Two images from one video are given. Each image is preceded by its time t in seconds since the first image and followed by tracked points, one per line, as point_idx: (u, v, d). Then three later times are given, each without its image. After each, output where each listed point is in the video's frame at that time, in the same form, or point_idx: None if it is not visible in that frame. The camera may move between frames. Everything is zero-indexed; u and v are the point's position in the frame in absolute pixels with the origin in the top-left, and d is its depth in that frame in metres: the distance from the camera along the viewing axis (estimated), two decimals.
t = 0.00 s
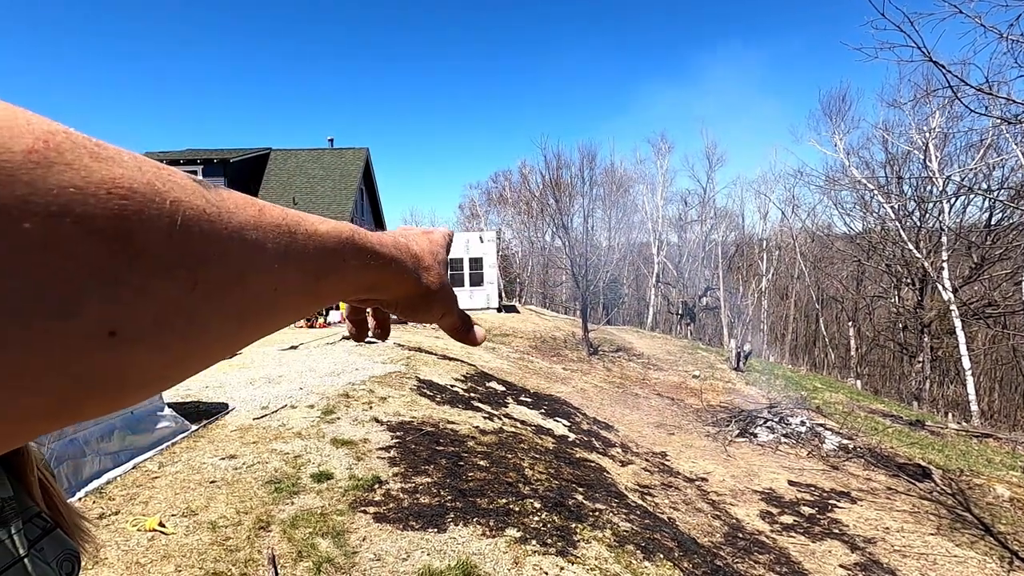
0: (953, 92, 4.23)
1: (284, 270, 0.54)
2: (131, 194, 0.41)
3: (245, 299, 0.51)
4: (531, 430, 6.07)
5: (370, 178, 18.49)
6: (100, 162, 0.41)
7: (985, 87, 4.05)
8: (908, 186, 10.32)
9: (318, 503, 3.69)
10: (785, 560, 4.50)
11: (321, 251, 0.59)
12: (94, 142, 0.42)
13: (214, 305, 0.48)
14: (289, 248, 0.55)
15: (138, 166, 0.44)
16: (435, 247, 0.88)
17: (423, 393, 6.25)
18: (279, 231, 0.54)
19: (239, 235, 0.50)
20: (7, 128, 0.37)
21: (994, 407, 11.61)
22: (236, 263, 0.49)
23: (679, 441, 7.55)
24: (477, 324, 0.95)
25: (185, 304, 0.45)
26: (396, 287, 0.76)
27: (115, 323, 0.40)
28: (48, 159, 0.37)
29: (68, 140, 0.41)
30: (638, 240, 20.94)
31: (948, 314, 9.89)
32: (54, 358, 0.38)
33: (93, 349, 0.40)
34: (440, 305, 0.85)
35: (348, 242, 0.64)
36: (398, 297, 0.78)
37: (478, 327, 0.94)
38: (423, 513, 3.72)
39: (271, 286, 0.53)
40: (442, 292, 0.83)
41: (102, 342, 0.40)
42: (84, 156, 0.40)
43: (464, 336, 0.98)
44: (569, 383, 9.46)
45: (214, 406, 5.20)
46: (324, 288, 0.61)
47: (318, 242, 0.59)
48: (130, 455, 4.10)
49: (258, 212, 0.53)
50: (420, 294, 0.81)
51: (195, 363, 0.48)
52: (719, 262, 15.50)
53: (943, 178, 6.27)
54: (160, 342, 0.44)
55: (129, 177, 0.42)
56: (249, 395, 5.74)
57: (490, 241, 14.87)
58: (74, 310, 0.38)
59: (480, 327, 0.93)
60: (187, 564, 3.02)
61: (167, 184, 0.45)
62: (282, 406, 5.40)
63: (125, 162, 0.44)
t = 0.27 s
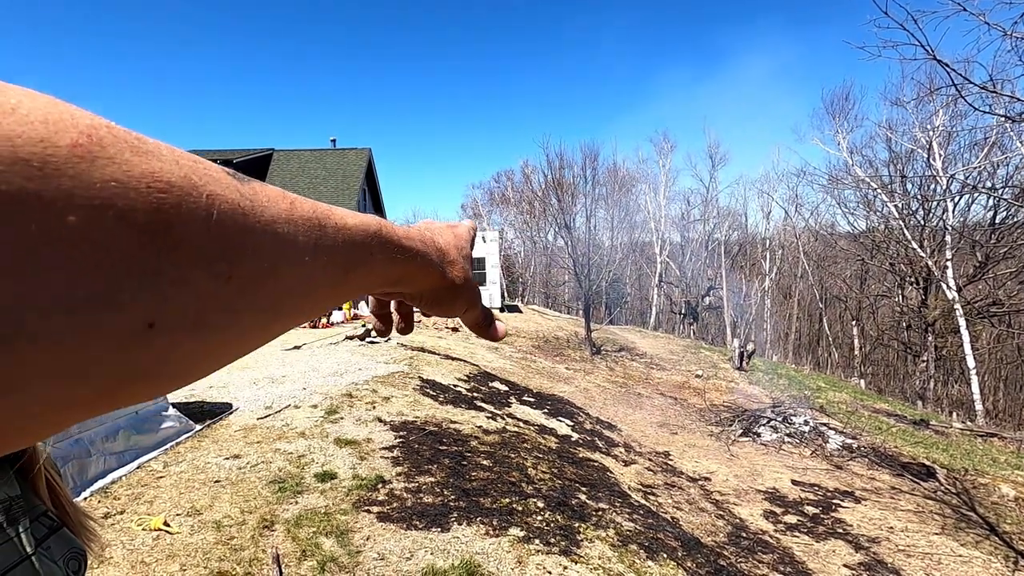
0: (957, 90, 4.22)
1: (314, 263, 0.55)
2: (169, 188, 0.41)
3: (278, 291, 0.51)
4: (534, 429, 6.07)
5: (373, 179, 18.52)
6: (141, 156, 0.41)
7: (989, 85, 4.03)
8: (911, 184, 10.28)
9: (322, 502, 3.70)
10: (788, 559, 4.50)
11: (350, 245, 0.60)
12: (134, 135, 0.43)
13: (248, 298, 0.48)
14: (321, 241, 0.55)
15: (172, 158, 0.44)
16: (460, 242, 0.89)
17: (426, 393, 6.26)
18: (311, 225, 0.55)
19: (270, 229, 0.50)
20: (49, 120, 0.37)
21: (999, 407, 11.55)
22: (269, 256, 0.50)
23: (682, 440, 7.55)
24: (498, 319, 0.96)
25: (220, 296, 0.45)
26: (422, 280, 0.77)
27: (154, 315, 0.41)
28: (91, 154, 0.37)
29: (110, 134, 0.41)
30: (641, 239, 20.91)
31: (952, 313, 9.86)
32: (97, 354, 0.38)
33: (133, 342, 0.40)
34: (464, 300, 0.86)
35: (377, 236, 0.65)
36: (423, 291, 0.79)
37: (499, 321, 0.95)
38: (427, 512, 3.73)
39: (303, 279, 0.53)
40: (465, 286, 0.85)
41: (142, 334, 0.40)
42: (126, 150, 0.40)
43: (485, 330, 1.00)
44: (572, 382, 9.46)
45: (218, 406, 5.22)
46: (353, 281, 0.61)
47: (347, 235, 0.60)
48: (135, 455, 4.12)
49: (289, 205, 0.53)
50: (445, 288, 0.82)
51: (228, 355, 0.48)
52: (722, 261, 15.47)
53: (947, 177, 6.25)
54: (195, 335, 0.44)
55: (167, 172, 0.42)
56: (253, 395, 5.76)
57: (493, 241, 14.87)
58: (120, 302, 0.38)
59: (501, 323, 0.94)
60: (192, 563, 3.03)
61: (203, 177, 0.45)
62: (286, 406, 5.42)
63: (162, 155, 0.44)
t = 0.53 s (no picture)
0: (960, 88, 4.20)
1: (339, 250, 0.54)
2: (192, 167, 0.41)
3: (305, 278, 0.50)
4: (537, 429, 6.07)
5: (375, 179, 18.54)
6: (164, 135, 0.42)
7: (992, 83, 4.02)
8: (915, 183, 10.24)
9: (325, 502, 3.71)
10: (792, 559, 4.49)
11: (372, 233, 0.59)
12: (156, 114, 0.43)
13: (273, 282, 0.47)
14: (343, 228, 0.55)
15: (197, 142, 0.45)
16: (481, 237, 0.89)
17: (429, 393, 6.27)
18: (331, 210, 0.54)
19: (293, 214, 0.49)
20: (73, 98, 0.37)
21: (1004, 406, 11.50)
22: (293, 241, 0.49)
23: (685, 440, 7.54)
24: (518, 317, 0.96)
25: (244, 281, 0.45)
26: (442, 273, 0.76)
27: (181, 296, 0.40)
28: (114, 130, 0.38)
29: (132, 112, 0.41)
30: (643, 239, 20.89)
31: (956, 312, 9.82)
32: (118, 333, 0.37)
33: (159, 327, 0.39)
34: (486, 294, 0.85)
35: (398, 226, 0.64)
36: (444, 284, 0.79)
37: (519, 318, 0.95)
38: (429, 512, 3.73)
39: (328, 266, 0.53)
40: (487, 280, 0.84)
41: (165, 317, 0.39)
42: (149, 128, 0.40)
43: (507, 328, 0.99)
44: (574, 382, 9.46)
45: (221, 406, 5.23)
46: (377, 271, 0.61)
47: (369, 224, 0.59)
48: (139, 455, 4.13)
49: (310, 193, 0.53)
50: (466, 282, 0.81)
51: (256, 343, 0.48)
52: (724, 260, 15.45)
53: (950, 175, 6.22)
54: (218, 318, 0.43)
55: (190, 152, 0.43)
56: (256, 395, 5.78)
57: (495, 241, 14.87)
58: (143, 280, 0.38)
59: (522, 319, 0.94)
60: (196, 562, 3.04)
61: (225, 161, 0.45)
62: (289, 406, 5.43)
63: (186, 137, 0.44)
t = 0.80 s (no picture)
0: (964, 86, 4.19)
1: (339, 235, 0.54)
2: (196, 148, 0.40)
3: (306, 261, 0.50)
4: (540, 428, 6.07)
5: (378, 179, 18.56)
6: (168, 116, 0.41)
7: (996, 81, 4.00)
8: (918, 181, 10.20)
9: (329, 501, 3.72)
10: (795, 558, 4.48)
11: (372, 220, 0.59)
12: (160, 94, 0.42)
13: (278, 263, 0.47)
14: (343, 212, 0.55)
15: (201, 124, 0.44)
16: (479, 225, 0.89)
17: (431, 392, 6.28)
18: (332, 195, 0.54)
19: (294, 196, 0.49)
20: (81, 75, 0.36)
21: (1008, 405, 11.45)
22: (295, 224, 0.49)
23: (688, 439, 7.53)
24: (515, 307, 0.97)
25: (251, 263, 0.44)
26: (441, 261, 0.77)
27: (185, 276, 0.39)
28: (120, 109, 0.37)
29: (138, 93, 0.40)
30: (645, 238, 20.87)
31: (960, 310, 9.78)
32: (127, 311, 0.36)
33: (168, 307, 0.39)
34: (482, 282, 0.86)
35: (397, 212, 0.64)
36: (442, 272, 0.79)
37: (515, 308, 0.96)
38: (432, 510, 3.74)
39: (329, 249, 0.53)
40: (484, 268, 0.85)
41: (171, 295, 0.38)
42: (153, 108, 0.40)
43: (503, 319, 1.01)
44: (577, 381, 9.46)
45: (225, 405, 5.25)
46: (375, 256, 0.61)
47: (369, 209, 0.59)
48: (143, 454, 4.15)
49: (312, 175, 0.53)
50: (464, 271, 0.82)
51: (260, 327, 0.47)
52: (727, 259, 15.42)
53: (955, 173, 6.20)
54: (225, 300, 0.43)
55: (195, 132, 0.43)
56: (259, 394, 5.80)
57: (497, 240, 14.87)
58: (150, 258, 0.37)
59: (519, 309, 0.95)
60: (201, 561, 3.05)
61: (227, 142, 0.45)
62: (292, 405, 5.44)
63: (189, 118, 0.44)
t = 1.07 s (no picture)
0: (968, 83, 4.18)
1: (340, 266, 0.55)
2: (196, 191, 0.41)
3: (306, 294, 0.52)
4: (542, 428, 6.08)
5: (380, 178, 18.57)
6: (167, 156, 0.42)
7: (1000, 79, 4.00)
8: (922, 180, 10.17)
9: (332, 501, 3.73)
10: (799, 557, 4.48)
11: (374, 249, 0.60)
12: (160, 135, 0.43)
13: (274, 298, 0.48)
14: (343, 243, 0.56)
15: (200, 160, 0.45)
16: (482, 250, 0.90)
17: (434, 391, 6.29)
18: (333, 227, 0.55)
19: (295, 231, 0.50)
20: (76, 118, 0.38)
21: (1012, 403, 11.41)
22: (294, 259, 0.50)
23: (690, 438, 7.53)
24: (518, 331, 0.98)
25: (246, 299, 0.46)
26: (444, 287, 0.78)
27: (180, 318, 0.41)
28: (118, 152, 0.38)
29: (137, 134, 0.41)
30: (647, 237, 20.85)
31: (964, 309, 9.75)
32: (124, 356, 0.38)
33: (162, 348, 0.40)
34: (487, 306, 0.87)
35: (399, 239, 0.65)
36: (446, 297, 0.80)
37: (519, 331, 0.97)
38: (436, 510, 3.74)
39: (327, 282, 0.54)
40: (488, 292, 0.86)
41: (168, 339, 0.40)
42: (152, 149, 0.41)
43: (507, 341, 1.02)
44: (580, 381, 9.46)
45: (229, 405, 5.26)
46: (376, 286, 0.62)
47: (370, 239, 0.60)
48: (147, 454, 4.16)
49: (313, 208, 0.54)
50: (468, 295, 0.83)
51: (255, 360, 0.49)
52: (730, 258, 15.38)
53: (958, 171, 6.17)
54: (223, 338, 0.44)
55: (194, 172, 0.43)
56: (262, 394, 5.81)
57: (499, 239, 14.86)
58: (147, 300, 0.38)
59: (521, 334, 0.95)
60: (205, 560, 3.06)
61: (228, 178, 0.46)
62: (295, 405, 5.46)
63: (189, 156, 0.45)
